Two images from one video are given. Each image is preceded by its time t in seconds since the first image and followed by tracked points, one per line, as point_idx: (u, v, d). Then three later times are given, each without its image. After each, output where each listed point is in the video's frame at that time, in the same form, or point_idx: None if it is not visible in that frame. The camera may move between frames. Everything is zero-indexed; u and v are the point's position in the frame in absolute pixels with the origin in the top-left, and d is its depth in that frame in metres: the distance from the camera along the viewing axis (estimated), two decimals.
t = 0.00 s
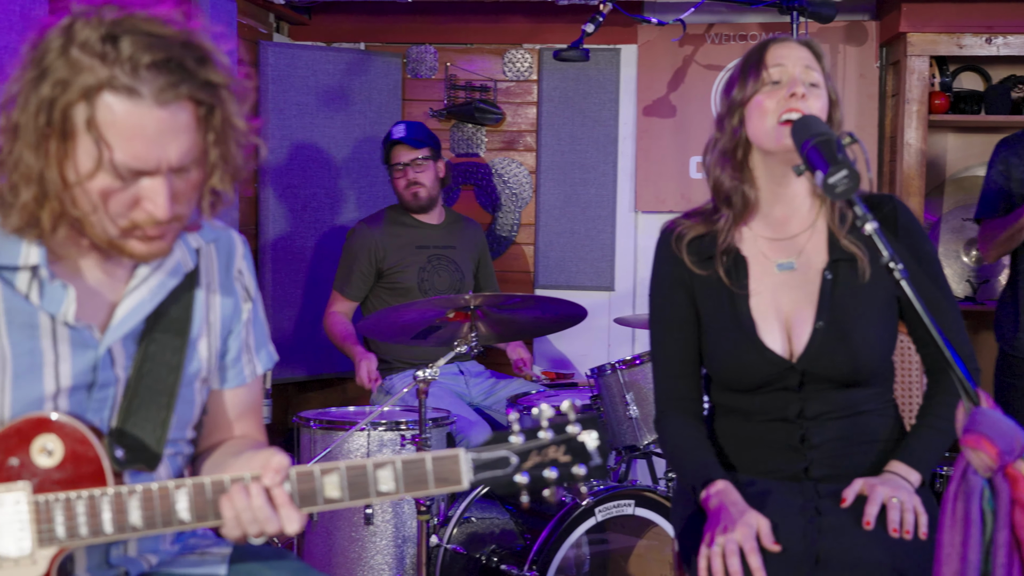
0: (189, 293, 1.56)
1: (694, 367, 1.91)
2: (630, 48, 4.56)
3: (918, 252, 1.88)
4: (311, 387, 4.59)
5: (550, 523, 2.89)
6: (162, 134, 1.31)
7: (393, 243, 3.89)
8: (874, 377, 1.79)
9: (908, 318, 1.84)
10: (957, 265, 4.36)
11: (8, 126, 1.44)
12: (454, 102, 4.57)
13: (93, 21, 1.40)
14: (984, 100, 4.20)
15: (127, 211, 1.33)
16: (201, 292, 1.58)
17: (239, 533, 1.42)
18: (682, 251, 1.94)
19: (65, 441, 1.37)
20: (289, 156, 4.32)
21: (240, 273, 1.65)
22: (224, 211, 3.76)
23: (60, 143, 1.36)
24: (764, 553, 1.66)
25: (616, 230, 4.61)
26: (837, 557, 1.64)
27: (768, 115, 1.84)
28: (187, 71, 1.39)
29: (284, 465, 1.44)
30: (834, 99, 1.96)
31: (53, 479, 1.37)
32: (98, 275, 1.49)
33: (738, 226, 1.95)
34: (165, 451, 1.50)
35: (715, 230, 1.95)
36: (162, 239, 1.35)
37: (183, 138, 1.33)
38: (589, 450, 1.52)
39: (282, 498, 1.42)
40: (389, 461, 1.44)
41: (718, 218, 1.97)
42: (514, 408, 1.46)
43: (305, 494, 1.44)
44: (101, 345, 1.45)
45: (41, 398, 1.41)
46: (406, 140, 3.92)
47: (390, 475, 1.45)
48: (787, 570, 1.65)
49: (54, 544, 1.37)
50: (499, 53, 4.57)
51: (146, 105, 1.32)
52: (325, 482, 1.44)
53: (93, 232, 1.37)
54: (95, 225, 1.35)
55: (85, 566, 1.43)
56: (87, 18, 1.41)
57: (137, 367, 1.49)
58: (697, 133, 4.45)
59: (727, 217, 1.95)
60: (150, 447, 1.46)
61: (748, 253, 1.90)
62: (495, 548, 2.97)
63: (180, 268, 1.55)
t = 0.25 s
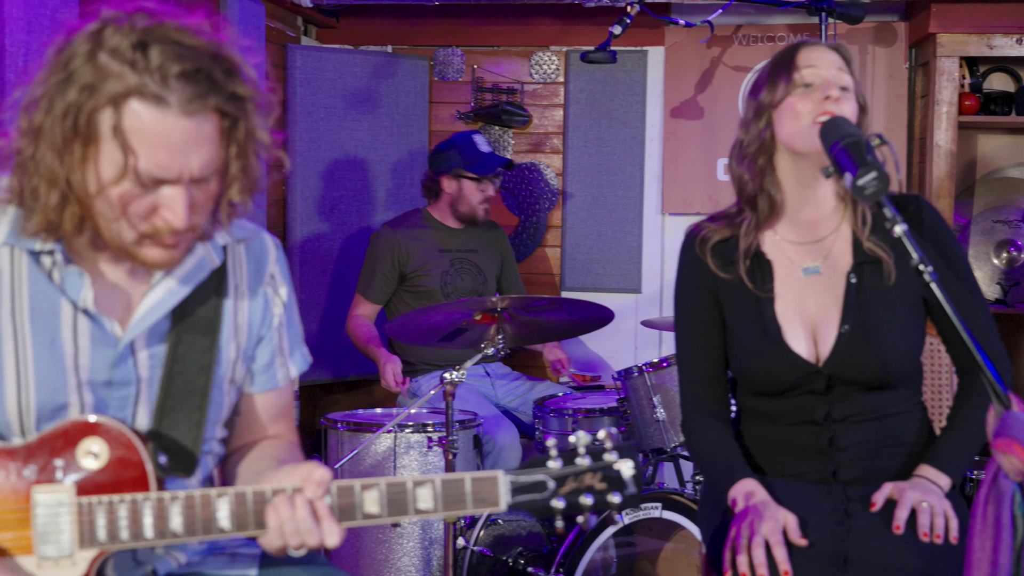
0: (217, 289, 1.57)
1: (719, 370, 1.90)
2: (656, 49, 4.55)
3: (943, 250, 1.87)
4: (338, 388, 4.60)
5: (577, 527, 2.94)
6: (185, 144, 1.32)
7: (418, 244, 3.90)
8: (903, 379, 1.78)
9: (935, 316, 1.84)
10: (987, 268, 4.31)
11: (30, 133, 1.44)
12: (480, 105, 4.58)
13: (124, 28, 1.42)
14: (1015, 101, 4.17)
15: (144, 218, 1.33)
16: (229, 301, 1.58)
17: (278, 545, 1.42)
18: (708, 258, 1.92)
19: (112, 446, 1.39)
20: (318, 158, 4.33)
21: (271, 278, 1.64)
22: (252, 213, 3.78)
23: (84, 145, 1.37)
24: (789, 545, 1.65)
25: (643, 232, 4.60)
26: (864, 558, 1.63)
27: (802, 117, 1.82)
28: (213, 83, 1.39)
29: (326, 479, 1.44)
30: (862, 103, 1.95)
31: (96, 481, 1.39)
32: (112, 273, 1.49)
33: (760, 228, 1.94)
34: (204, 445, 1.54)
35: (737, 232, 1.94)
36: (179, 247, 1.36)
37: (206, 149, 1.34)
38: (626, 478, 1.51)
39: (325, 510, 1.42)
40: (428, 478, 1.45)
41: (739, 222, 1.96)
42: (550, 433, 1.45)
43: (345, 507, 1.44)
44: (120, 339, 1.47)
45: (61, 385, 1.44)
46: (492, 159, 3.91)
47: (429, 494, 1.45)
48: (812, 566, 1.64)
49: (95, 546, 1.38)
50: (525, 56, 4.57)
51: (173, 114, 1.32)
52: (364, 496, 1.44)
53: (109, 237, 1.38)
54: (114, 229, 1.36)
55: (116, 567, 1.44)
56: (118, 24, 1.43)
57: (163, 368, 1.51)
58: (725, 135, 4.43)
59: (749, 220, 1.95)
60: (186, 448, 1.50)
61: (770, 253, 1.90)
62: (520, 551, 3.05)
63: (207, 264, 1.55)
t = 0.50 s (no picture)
0: (250, 281, 1.57)
1: (748, 371, 1.89)
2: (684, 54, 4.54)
3: (971, 248, 1.85)
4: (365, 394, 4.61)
5: (605, 530, 2.94)
6: (217, 139, 1.32)
7: (450, 250, 3.89)
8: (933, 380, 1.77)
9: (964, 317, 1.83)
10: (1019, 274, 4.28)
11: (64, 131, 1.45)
12: (507, 111, 4.61)
13: (156, 26, 1.42)
14: None
15: (174, 215, 1.35)
16: (263, 294, 1.59)
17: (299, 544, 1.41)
18: (737, 261, 1.90)
19: (139, 444, 1.40)
20: (345, 165, 4.34)
21: (304, 263, 1.65)
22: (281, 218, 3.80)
23: (115, 140, 1.37)
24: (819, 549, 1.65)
25: (670, 238, 4.59)
26: (893, 564, 1.63)
27: (827, 128, 1.81)
28: (247, 85, 1.40)
29: (350, 475, 1.44)
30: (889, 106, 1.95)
31: (125, 480, 1.41)
32: (143, 275, 1.50)
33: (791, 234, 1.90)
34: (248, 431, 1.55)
35: (765, 238, 1.91)
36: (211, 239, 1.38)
37: (236, 145, 1.34)
38: (653, 475, 1.49)
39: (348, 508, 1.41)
40: (452, 475, 1.44)
41: (771, 227, 1.93)
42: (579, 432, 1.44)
43: (370, 504, 1.44)
44: (158, 340, 1.46)
45: (97, 391, 1.44)
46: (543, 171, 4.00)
47: (453, 490, 1.45)
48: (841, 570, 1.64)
49: (122, 544, 1.41)
50: (553, 61, 4.58)
51: (205, 111, 1.32)
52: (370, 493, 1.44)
53: (141, 236, 1.40)
54: (144, 225, 1.38)
55: (148, 565, 1.45)
56: (150, 23, 1.44)
57: (203, 362, 1.51)
58: (752, 140, 4.42)
59: (781, 226, 1.91)
60: (229, 440, 1.51)
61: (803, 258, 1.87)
62: (549, 555, 3.06)
63: (238, 255, 1.56)
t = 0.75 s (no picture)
0: (285, 294, 1.59)
1: (777, 384, 1.89)
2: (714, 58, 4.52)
3: (1007, 261, 1.84)
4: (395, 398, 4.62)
5: (634, 536, 2.90)
6: (246, 137, 1.33)
7: (485, 254, 3.88)
8: (966, 392, 1.76)
9: (997, 328, 1.82)
10: None
11: (96, 142, 1.47)
12: (536, 115, 4.61)
13: (179, 32, 1.44)
14: None
15: (211, 217, 1.34)
16: (297, 302, 1.60)
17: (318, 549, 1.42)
18: (760, 271, 1.90)
19: (169, 450, 1.40)
20: (375, 172, 4.35)
21: (336, 278, 1.67)
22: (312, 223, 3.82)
23: (149, 153, 1.39)
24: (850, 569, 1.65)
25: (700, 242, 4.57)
26: None
27: (871, 133, 1.80)
28: (268, 76, 1.41)
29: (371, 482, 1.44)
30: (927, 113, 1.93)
31: (157, 486, 1.40)
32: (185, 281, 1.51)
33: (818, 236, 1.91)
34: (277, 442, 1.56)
35: (793, 242, 1.92)
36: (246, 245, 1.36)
37: (266, 143, 1.35)
38: (685, 478, 1.49)
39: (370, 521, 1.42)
40: (483, 482, 1.45)
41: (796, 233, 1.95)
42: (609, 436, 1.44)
43: (399, 510, 1.45)
44: (202, 356, 1.48)
45: (137, 402, 1.44)
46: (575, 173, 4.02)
47: (483, 498, 1.45)
48: None
49: (154, 550, 1.40)
50: (582, 66, 4.58)
51: (230, 109, 1.34)
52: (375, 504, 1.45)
53: (177, 241, 1.39)
54: (180, 229, 1.37)
55: (183, 568, 1.46)
56: (173, 29, 1.46)
57: (237, 374, 1.53)
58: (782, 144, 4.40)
59: (807, 228, 1.92)
60: (258, 452, 1.51)
61: (828, 262, 1.88)
62: (577, 561, 3.05)
63: (276, 270, 1.58)
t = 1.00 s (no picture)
0: (313, 296, 1.59)
1: (811, 391, 1.87)
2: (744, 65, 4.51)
3: None
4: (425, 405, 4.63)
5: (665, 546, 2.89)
6: (270, 147, 1.35)
7: (518, 259, 3.89)
8: (1000, 401, 1.75)
9: None
10: None
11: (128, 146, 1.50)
12: (567, 123, 4.60)
13: (207, 41, 1.46)
14: None
15: (238, 224, 1.37)
16: (323, 307, 1.60)
17: (327, 571, 1.43)
18: (797, 283, 1.88)
19: (201, 460, 1.42)
20: (406, 180, 4.37)
21: (363, 282, 1.67)
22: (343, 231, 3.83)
23: (178, 160, 1.42)
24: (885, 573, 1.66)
25: (731, 249, 4.56)
26: None
27: (875, 142, 1.84)
28: (294, 81, 1.42)
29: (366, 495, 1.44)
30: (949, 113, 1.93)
31: (188, 496, 1.42)
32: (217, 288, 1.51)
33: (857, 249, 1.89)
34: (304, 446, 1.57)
35: (833, 253, 1.89)
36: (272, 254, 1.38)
37: (291, 152, 1.37)
38: (716, 501, 1.50)
39: (359, 532, 1.43)
40: (513, 498, 1.45)
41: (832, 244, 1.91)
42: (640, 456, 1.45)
43: (428, 526, 1.45)
44: (225, 358, 1.49)
45: (162, 405, 1.46)
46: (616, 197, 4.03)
47: (513, 513, 1.45)
48: None
49: (184, 559, 1.43)
50: (613, 73, 4.57)
51: (255, 119, 1.36)
52: (402, 519, 1.45)
53: (210, 247, 1.41)
54: (210, 236, 1.40)
55: None
56: (200, 38, 1.48)
57: (264, 379, 1.54)
58: (814, 151, 4.41)
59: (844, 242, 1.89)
60: (288, 455, 1.52)
61: (868, 279, 1.85)
62: (608, 569, 3.04)
63: (303, 274, 1.57)
